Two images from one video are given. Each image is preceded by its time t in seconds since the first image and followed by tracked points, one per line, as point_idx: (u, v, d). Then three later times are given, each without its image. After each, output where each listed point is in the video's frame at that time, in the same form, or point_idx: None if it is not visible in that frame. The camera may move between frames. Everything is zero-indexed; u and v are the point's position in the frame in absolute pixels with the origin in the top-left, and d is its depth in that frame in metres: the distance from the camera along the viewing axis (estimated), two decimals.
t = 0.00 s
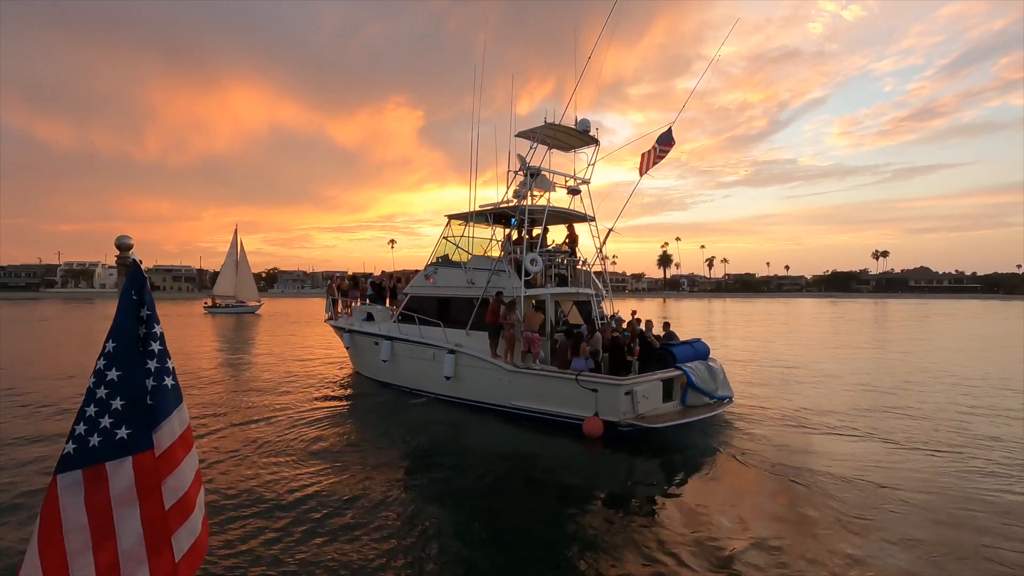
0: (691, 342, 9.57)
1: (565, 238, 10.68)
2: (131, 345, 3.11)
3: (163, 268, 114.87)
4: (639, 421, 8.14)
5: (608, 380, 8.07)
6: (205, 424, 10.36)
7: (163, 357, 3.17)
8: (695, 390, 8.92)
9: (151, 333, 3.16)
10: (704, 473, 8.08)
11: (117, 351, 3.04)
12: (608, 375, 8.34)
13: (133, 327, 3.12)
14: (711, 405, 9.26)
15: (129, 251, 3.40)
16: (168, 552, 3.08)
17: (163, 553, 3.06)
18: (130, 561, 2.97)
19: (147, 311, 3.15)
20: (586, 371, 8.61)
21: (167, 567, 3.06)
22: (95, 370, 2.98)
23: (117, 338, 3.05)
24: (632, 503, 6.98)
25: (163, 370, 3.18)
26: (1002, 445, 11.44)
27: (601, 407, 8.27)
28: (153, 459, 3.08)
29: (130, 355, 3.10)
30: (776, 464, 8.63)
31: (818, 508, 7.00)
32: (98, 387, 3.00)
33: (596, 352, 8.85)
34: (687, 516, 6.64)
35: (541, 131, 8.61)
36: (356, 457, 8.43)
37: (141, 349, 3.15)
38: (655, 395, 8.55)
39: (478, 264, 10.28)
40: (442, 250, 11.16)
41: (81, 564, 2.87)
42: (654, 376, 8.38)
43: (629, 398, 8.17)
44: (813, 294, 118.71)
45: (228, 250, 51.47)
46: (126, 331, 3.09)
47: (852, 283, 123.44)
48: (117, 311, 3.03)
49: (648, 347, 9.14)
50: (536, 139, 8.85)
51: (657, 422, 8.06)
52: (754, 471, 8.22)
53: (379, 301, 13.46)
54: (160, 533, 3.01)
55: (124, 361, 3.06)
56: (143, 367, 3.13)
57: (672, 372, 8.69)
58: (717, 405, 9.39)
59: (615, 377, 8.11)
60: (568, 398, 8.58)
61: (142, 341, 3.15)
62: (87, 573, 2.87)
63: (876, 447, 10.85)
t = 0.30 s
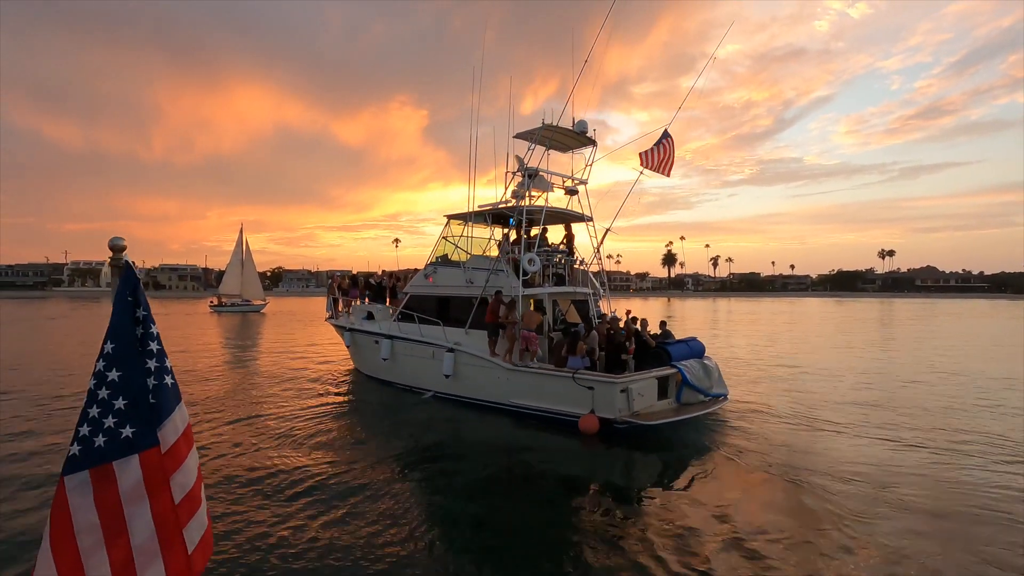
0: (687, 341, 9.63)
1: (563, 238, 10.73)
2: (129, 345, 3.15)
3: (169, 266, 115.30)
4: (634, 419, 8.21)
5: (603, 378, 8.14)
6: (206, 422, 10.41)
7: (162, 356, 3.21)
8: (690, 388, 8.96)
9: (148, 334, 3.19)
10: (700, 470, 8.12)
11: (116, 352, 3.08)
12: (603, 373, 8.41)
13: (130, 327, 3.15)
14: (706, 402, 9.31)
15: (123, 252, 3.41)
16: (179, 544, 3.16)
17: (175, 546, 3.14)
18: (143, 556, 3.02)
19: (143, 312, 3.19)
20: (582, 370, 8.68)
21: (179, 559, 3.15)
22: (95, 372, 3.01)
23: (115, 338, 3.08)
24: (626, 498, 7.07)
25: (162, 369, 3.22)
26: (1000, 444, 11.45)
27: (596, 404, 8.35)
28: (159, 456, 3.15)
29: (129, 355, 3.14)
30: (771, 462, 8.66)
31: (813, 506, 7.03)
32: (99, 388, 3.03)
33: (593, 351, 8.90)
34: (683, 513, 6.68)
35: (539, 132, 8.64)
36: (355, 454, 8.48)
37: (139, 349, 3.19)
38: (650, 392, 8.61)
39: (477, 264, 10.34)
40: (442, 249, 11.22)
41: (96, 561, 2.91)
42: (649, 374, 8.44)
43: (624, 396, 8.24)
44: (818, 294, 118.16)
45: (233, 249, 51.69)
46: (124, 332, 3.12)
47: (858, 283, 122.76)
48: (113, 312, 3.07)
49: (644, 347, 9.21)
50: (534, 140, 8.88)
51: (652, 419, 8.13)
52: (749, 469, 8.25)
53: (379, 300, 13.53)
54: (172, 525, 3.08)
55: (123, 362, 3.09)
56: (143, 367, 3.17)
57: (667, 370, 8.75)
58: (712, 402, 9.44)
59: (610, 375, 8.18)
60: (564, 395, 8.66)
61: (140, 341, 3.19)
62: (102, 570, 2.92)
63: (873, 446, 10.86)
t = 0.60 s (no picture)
0: (682, 338, 9.66)
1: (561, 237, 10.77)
2: (137, 346, 3.19)
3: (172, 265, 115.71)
4: (629, 415, 8.30)
5: (599, 375, 8.23)
6: (207, 419, 10.46)
7: (170, 356, 3.26)
8: (685, 384, 9.04)
9: (154, 335, 3.24)
10: (695, 466, 8.18)
11: (125, 353, 3.13)
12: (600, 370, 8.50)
13: (137, 328, 3.19)
14: (701, 399, 9.38)
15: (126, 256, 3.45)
16: (199, 534, 3.22)
17: (196, 535, 3.21)
18: (167, 546, 3.07)
19: (148, 313, 3.23)
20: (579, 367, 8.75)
21: (201, 547, 3.21)
22: (107, 374, 3.06)
23: (123, 340, 3.13)
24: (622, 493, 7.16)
25: (171, 369, 3.27)
26: (998, 443, 11.46)
27: (593, 401, 8.45)
28: (175, 451, 3.20)
29: (138, 356, 3.18)
30: (766, 459, 8.72)
31: (807, 502, 7.08)
32: (111, 389, 3.08)
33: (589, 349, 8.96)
34: (679, 509, 6.73)
35: (537, 133, 8.68)
36: (356, 452, 8.53)
37: (147, 350, 3.24)
38: (646, 389, 8.70)
39: (476, 263, 10.41)
40: (441, 248, 11.27)
41: (120, 553, 2.96)
42: (645, 371, 8.52)
43: (620, 392, 8.32)
44: (822, 293, 117.82)
45: (236, 248, 51.86)
46: (132, 333, 3.16)
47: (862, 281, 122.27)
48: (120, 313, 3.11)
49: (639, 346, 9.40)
50: (532, 141, 8.91)
51: (648, 416, 8.22)
52: (744, 465, 8.32)
53: (379, 299, 13.59)
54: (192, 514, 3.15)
55: (133, 362, 3.14)
56: (152, 367, 3.22)
57: (662, 367, 8.82)
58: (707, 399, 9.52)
59: (606, 372, 8.27)
60: (562, 392, 8.77)
61: (147, 342, 3.23)
62: (127, 562, 2.96)
63: (870, 444, 10.91)
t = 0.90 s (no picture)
0: (677, 335, 9.71)
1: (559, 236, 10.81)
2: (144, 344, 3.24)
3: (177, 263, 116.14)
4: (625, 411, 8.33)
5: (595, 371, 8.26)
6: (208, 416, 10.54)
7: (176, 354, 3.31)
8: (680, 381, 9.11)
9: (162, 333, 3.29)
10: (689, 463, 8.23)
11: (133, 351, 3.18)
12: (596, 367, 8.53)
13: (145, 326, 3.25)
14: (695, 396, 9.44)
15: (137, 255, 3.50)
16: (204, 530, 3.27)
17: (200, 531, 3.25)
18: (170, 541, 3.13)
19: (156, 312, 3.29)
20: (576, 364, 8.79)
21: (205, 542, 3.25)
22: (114, 371, 3.11)
23: (132, 338, 3.18)
24: (618, 489, 7.21)
25: (177, 367, 3.32)
26: (998, 442, 11.44)
27: (589, 397, 8.48)
28: (180, 447, 3.24)
29: (146, 354, 3.24)
30: (762, 457, 8.75)
31: (802, 500, 7.11)
32: (118, 386, 3.14)
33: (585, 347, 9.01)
34: (674, 507, 6.75)
35: (534, 134, 8.71)
36: (356, 448, 8.59)
37: (154, 349, 3.29)
38: (641, 386, 8.73)
39: (475, 262, 10.45)
40: (440, 247, 11.32)
41: (124, 547, 3.03)
42: (640, 368, 8.55)
43: (616, 389, 8.35)
44: (826, 291, 117.43)
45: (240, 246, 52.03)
46: (139, 331, 3.22)
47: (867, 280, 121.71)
48: (127, 311, 3.16)
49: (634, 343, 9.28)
50: (529, 142, 8.94)
51: (643, 412, 8.26)
52: (739, 463, 8.34)
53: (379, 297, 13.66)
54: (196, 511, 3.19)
55: (140, 360, 3.19)
56: (158, 365, 3.27)
57: (657, 364, 8.87)
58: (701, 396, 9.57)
59: (602, 369, 8.30)
60: (558, 389, 8.81)
61: (155, 340, 3.28)
62: (131, 556, 3.03)
63: (868, 442, 10.90)
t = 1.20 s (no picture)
0: (672, 333, 9.79)
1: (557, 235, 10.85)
2: (146, 342, 3.29)
3: (181, 261, 116.51)
4: (621, 407, 8.40)
5: (592, 368, 8.31)
6: (210, 413, 10.62)
7: (178, 353, 3.36)
8: (675, 377, 9.15)
9: (165, 331, 3.34)
10: (684, 460, 8.26)
11: (135, 348, 3.24)
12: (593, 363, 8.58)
13: (148, 324, 3.30)
14: (690, 392, 9.51)
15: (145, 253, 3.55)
16: (194, 530, 3.28)
17: (190, 533, 3.27)
18: (159, 540, 3.16)
19: (160, 310, 3.33)
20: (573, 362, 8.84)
21: (194, 543, 3.26)
22: (116, 367, 3.18)
23: (135, 335, 3.24)
24: (613, 487, 7.24)
25: (178, 365, 3.38)
26: (996, 441, 11.46)
27: (585, 394, 8.54)
28: (176, 447, 3.29)
29: (147, 352, 3.29)
30: (757, 454, 8.77)
31: (795, 497, 7.14)
32: (119, 382, 3.20)
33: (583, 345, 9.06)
34: (667, 505, 6.77)
35: (533, 134, 8.74)
36: (355, 444, 8.65)
37: (156, 347, 3.34)
38: (637, 382, 8.80)
39: (473, 261, 10.49)
40: (439, 245, 11.37)
41: (113, 544, 3.06)
42: (636, 364, 8.61)
43: (613, 385, 8.41)
44: (829, 290, 117.13)
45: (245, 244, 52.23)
46: (142, 329, 3.27)
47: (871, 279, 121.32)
48: (132, 309, 3.22)
49: (632, 340, 9.25)
50: (528, 142, 8.98)
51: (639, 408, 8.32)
52: (734, 461, 8.36)
53: (379, 295, 13.72)
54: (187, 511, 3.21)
55: (141, 358, 3.26)
56: (160, 363, 3.32)
57: (653, 361, 8.93)
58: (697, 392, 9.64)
59: (599, 366, 8.35)
60: (556, 385, 8.87)
61: (157, 338, 3.34)
62: (120, 553, 3.05)
63: (865, 440, 10.91)
